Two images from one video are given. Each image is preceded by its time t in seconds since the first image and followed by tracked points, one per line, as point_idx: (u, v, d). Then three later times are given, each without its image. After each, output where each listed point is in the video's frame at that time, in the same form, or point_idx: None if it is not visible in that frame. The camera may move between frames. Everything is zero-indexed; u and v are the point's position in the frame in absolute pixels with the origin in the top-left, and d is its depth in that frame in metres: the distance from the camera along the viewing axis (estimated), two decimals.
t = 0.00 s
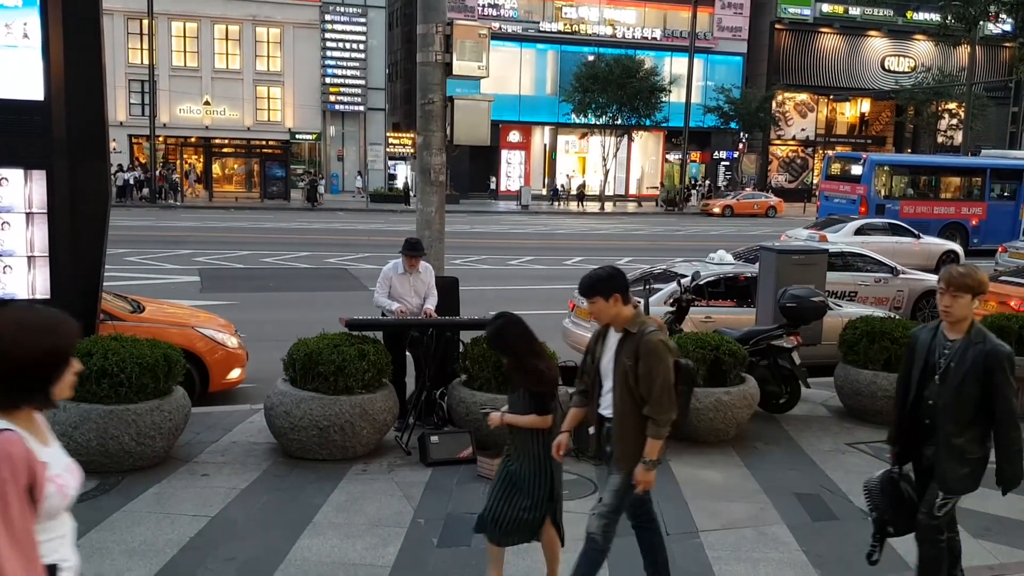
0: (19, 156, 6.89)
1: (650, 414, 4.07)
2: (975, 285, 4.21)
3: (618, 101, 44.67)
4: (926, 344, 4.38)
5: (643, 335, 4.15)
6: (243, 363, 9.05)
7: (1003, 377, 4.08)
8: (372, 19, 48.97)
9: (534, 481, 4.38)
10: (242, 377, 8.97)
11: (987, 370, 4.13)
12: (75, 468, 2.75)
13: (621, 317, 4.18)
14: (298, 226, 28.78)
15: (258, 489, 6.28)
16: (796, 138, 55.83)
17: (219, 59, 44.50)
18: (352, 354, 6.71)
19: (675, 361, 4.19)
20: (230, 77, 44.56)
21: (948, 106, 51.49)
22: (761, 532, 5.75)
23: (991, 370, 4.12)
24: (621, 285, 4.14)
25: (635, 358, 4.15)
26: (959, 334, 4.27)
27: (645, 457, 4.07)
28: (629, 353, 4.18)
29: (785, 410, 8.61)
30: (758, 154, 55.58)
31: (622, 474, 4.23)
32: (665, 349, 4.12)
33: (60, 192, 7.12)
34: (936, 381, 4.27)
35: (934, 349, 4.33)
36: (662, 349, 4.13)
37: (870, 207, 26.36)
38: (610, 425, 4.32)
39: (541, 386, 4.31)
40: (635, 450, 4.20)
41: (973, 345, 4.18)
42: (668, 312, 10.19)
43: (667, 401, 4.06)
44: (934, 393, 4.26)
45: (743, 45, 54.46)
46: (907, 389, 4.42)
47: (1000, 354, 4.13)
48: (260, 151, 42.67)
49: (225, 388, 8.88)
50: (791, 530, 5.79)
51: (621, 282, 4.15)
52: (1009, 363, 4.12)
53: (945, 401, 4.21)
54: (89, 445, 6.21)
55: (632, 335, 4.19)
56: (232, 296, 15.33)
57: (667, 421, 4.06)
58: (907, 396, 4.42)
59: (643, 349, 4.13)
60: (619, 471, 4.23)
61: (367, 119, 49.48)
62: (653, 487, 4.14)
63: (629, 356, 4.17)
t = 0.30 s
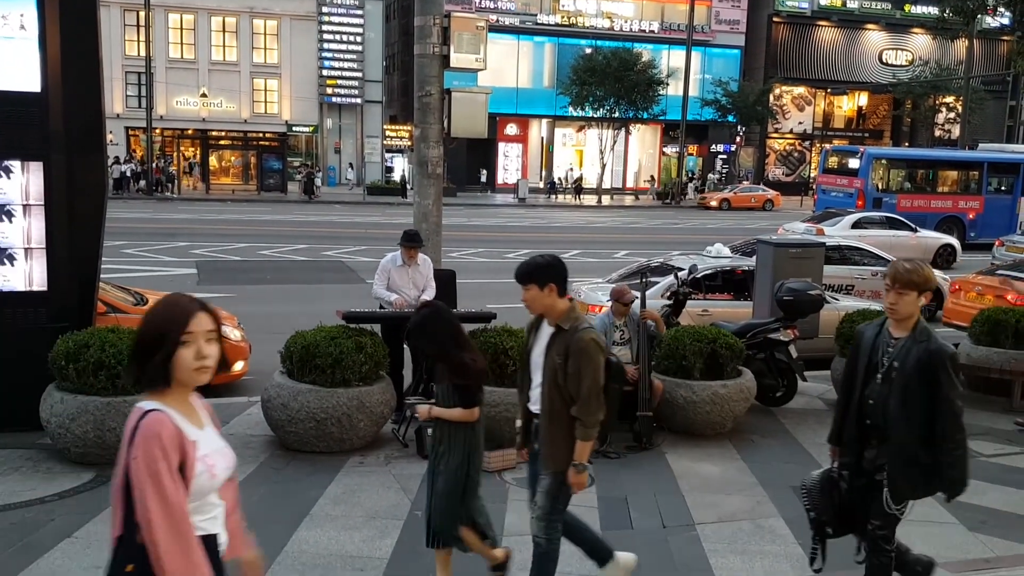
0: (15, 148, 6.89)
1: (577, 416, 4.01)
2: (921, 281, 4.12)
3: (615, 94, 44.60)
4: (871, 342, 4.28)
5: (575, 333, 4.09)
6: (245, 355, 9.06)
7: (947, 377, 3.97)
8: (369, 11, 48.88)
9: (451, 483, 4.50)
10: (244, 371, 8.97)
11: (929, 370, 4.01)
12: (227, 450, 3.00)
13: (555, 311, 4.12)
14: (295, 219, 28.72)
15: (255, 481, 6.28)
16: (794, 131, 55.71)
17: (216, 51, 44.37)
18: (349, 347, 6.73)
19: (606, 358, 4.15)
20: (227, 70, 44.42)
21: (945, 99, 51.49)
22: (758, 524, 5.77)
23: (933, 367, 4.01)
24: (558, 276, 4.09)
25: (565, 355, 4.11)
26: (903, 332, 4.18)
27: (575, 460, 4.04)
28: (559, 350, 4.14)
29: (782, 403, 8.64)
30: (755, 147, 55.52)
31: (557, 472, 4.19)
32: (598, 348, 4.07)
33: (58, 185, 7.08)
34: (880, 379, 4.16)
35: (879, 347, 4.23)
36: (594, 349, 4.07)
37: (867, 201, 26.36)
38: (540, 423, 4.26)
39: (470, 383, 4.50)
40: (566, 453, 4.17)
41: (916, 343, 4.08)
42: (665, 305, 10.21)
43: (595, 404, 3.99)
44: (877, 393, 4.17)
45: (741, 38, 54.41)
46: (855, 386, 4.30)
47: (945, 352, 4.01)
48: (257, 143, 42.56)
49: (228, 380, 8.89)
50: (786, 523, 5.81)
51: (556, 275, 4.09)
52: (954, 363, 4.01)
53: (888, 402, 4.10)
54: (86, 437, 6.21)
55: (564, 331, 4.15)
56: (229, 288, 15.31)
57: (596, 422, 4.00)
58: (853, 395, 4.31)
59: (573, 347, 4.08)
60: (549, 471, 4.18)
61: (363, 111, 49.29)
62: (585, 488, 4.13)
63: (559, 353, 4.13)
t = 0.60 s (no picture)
0: (13, 145, 6.89)
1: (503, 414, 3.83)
2: (854, 280, 3.96)
3: (614, 91, 44.58)
4: (807, 345, 4.09)
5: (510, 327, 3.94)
6: (247, 352, 9.03)
7: (880, 382, 3.78)
8: (367, 8, 48.90)
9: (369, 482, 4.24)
10: (246, 368, 8.95)
11: (862, 374, 3.83)
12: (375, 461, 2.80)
13: (490, 305, 3.99)
14: (293, 216, 28.72)
15: (253, 478, 6.28)
16: (792, 128, 55.74)
17: (214, 48, 44.35)
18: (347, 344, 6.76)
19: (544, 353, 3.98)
20: (225, 66, 44.40)
21: (944, 96, 51.53)
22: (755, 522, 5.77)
23: (866, 370, 3.82)
24: (492, 267, 3.96)
25: (499, 351, 3.95)
26: (838, 333, 3.99)
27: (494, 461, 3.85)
28: (494, 346, 3.98)
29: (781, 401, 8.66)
30: (754, 143, 55.52)
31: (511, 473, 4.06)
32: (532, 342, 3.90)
33: (55, 183, 7.07)
34: (816, 383, 3.97)
35: (815, 350, 4.05)
36: (529, 344, 3.91)
37: (865, 198, 26.35)
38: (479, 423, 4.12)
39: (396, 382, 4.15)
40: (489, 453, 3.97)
41: (849, 344, 3.90)
42: (663, 302, 10.22)
43: (524, 402, 3.82)
44: (813, 399, 3.98)
45: (740, 34, 54.41)
46: (789, 390, 4.12)
47: (880, 356, 3.83)
48: (256, 140, 42.56)
49: (229, 378, 8.84)
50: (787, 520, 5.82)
51: (494, 265, 3.99)
52: (889, 366, 3.82)
53: (824, 408, 3.92)
54: (84, 435, 6.20)
55: (499, 326, 4.00)
56: (227, 285, 15.30)
57: (524, 420, 3.82)
58: (788, 400, 4.12)
59: (506, 340, 3.91)
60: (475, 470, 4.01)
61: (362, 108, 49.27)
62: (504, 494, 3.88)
63: (494, 350, 3.97)
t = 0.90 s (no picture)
0: (17, 146, 6.91)
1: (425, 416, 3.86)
2: (779, 275, 3.84)
3: (616, 92, 44.55)
4: (732, 342, 4.00)
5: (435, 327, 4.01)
6: (251, 353, 9.05)
7: (804, 382, 3.67)
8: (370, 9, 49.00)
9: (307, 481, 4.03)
10: (249, 368, 8.97)
11: (787, 373, 3.72)
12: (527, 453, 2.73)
13: (417, 306, 4.09)
14: (296, 216, 28.76)
15: (256, 478, 6.29)
16: (795, 128, 55.71)
17: (217, 49, 44.35)
18: (350, 345, 6.78)
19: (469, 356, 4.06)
20: (228, 67, 44.43)
21: (947, 97, 51.47)
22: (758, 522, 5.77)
23: (792, 369, 3.71)
24: (421, 268, 4.06)
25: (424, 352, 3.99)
26: (763, 329, 3.92)
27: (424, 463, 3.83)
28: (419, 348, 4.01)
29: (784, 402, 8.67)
30: (757, 144, 55.35)
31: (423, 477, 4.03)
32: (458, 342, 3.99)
33: (59, 183, 7.09)
34: (736, 382, 3.88)
35: (738, 346, 3.95)
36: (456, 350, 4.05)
37: (869, 199, 26.30)
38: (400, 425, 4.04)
39: (314, 369, 4.01)
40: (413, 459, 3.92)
41: (773, 341, 3.79)
42: (666, 303, 10.22)
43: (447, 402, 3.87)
44: (736, 397, 3.87)
45: (742, 35, 54.40)
46: (714, 389, 4.02)
47: (805, 354, 3.72)
48: (259, 141, 42.57)
49: (233, 378, 8.87)
50: (790, 520, 5.81)
51: (421, 265, 4.08)
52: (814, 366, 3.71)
53: (746, 406, 3.81)
54: (88, 434, 6.22)
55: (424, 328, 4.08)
56: (231, 285, 15.32)
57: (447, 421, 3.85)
58: (712, 399, 4.02)
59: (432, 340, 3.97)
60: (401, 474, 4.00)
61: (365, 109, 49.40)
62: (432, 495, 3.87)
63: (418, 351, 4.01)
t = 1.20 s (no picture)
0: (22, 148, 6.93)
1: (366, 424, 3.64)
2: (705, 285, 3.84)
3: (621, 93, 44.55)
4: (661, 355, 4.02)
5: (369, 331, 3.72)
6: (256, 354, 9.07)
7: (736, 397, 3.60)
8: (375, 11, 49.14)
9: (236, 493, 4.00)
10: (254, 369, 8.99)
11: (719, 388, 3.64)
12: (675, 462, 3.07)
13: (348, 307, 3.77)
14: (301, 218, 28.80)
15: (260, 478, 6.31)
16: (799, 130, 55.65)
17: (223, 50, 44.47)
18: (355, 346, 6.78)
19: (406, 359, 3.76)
20: (234, 68, 44.52)
21: (952, 98, 51.40)
22: (763, 524, 5.76)
23: (721, 383, 3.65)
24: (350, 269, 3.76)
25: (356, 357, 3.72)
26: (689, 343, 3.90)
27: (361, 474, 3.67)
28: (351, 351, 3.74)
29: (788, 404, 8.65)
30: (761, 146, 55.25)
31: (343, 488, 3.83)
32: (393, 345, 3.70)
33: (65, 184, 7.11)
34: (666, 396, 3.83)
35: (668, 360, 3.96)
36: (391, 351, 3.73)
37: (874, 200, 26.25)
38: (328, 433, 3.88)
39: (243, 368, 3.98)
40: (353, 468, 3.79)
41: (702, 355, 3.74)
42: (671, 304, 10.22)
43: (387, 410, 3.64)
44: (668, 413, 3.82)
45: (747, 36, 54.37)
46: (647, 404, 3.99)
47: (736, 367, 3.65)
48: (264, 142, 42.62)
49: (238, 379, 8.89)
50: (795, 523, 5.80)
51: (353, 265, 3.78)
52: (743, 378, 3.64)
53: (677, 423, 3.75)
54: (93, 434, 6.24)
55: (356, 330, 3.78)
56: (235, 287, 15.33)
57: (387, 430, 3.64)
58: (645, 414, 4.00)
59: (364, 347, 3.69)
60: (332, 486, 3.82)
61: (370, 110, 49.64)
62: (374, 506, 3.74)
63: (350, 355, 3.74)
